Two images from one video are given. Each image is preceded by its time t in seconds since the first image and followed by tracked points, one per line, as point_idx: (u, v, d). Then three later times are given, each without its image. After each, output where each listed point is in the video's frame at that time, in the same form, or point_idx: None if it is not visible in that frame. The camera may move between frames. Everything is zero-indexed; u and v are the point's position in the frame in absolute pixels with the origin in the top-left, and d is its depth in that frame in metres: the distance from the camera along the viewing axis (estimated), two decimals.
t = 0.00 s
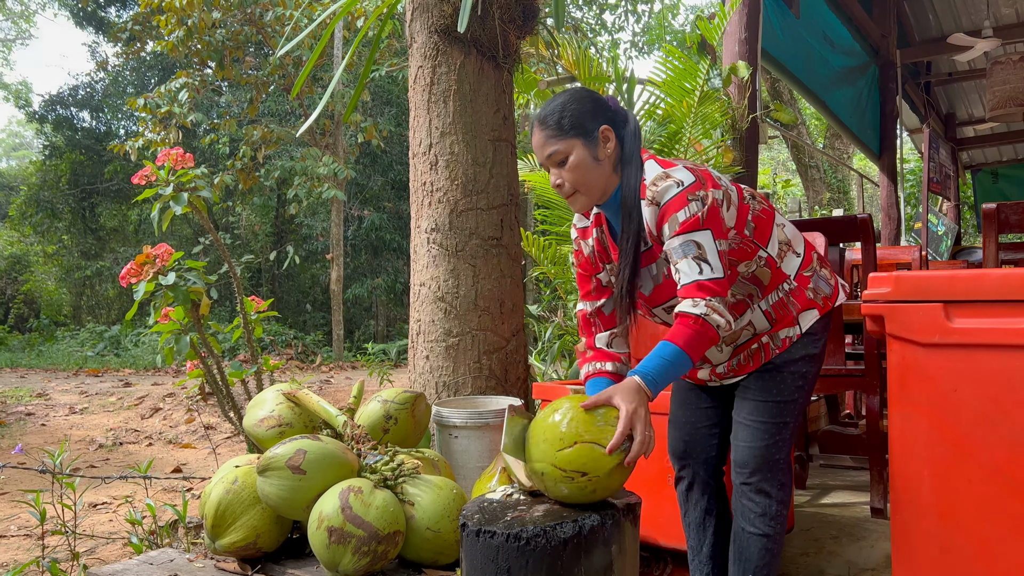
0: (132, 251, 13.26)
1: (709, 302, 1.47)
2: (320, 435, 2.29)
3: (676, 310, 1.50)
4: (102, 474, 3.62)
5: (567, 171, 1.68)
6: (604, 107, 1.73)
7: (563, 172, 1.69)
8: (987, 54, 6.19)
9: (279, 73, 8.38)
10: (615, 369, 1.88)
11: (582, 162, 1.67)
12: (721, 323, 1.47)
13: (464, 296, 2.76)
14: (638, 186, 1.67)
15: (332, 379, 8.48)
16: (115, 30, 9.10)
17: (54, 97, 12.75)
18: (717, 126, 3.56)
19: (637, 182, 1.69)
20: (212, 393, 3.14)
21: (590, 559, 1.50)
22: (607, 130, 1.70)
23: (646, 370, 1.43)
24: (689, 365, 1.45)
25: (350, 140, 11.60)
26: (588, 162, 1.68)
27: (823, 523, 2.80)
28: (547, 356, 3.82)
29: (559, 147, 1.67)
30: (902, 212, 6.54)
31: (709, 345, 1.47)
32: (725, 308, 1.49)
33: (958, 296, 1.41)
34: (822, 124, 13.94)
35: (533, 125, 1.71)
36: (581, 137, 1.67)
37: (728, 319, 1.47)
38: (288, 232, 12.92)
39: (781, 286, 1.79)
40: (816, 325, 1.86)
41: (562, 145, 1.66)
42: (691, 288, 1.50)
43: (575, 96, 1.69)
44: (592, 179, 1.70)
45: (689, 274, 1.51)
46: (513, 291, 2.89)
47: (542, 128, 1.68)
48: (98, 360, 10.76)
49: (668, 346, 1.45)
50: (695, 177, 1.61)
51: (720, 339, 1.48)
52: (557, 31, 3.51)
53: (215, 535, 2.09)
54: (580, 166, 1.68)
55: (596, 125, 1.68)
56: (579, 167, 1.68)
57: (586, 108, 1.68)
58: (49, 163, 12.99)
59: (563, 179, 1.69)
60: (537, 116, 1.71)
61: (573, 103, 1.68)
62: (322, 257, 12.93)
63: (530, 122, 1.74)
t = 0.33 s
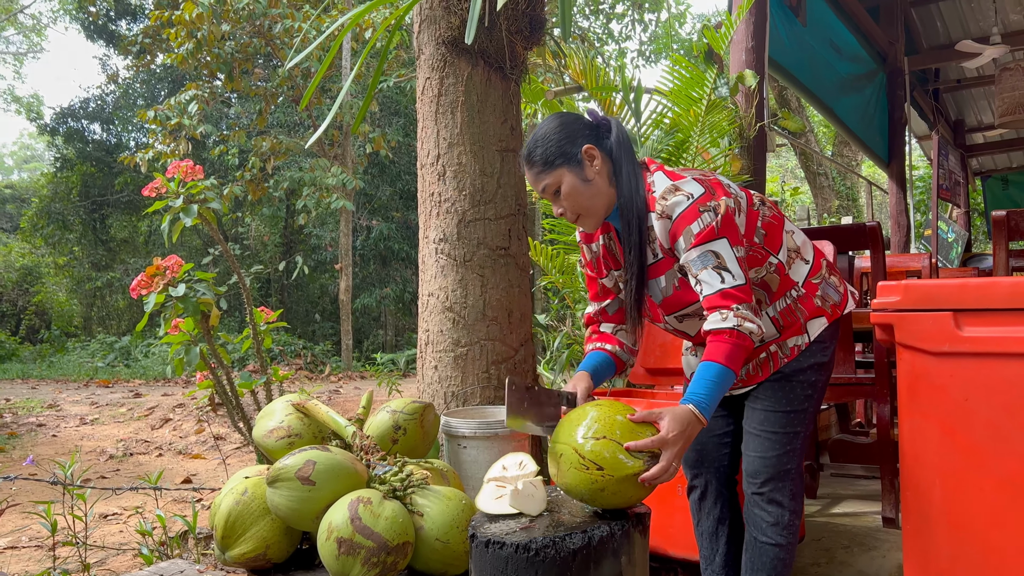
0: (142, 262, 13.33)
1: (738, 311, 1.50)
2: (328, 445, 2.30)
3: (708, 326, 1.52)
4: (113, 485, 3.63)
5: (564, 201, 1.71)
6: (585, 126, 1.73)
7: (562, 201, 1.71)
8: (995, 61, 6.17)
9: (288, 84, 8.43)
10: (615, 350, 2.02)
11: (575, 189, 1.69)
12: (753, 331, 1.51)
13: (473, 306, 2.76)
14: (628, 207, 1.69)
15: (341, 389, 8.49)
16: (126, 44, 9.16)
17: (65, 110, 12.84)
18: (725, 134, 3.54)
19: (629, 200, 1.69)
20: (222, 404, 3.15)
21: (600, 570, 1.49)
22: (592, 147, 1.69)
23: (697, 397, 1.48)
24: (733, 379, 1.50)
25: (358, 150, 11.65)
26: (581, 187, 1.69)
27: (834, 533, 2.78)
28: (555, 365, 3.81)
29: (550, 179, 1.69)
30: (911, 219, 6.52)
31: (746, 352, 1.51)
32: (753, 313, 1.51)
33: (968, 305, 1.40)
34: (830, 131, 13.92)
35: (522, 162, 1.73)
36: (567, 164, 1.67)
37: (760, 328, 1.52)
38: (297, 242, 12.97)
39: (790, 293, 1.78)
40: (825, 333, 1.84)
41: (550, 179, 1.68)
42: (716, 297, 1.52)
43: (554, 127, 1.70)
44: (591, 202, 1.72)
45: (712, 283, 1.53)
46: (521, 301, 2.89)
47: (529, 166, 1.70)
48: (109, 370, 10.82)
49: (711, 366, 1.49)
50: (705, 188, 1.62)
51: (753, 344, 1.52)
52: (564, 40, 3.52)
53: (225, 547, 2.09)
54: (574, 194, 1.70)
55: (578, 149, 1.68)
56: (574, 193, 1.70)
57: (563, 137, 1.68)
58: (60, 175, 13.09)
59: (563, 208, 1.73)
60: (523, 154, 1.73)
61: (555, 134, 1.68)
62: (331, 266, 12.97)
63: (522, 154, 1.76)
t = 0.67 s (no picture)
0: (152, 275, 13.38)
1: (757, 324, 1.50)
2: (339, 458, 2.30)
3: (725, 338, 1.52)
4: (125, 499, 3.64)
5: (577, 212, 1.73)
6: (598, 137, 1.73)
7: (576, 213, 1.73)
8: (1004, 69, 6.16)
9: (297, 98, 8.48)
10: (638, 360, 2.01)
11: (588, 202, 1.70)
12: (772, 343, 1.50)
13: (482, 318, 2.76)
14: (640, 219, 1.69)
15: (351, 401, 8.50)
16: (136, 59, 9.23)
17: (76, 124, 12.94)
18: (733, 145, 3.55)
19: (642, 213, 1.69)
20: (232, 418, 3.16)
21: None
22: (607, 158, 1.70)
23: (712, 407, 1.47)
24: (748, 392, 1.50)
25: (367, 162, 11.69)
26: (594, 199, 1.70)
27: (846, 544, 2.76)
28: (564, 376, 3.81)
29: (564, 191, 1.70)
30: (920, 228, 6.50)
31: (763, 367, 1.50)
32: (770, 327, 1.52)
33: (979, 313, 1.40)
34: (839, 141, 13.92)
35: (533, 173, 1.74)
36: (581, 176, 1.68)
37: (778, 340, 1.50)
38: (306, 253, 13.02)
39: (802, 304, 1.78)
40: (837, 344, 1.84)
41: (563, 191, 1.70)
42: (734, 312, 1.53)
43: (566, 138, 1.71)
44: (604, 213, 1.73)
45: (730, 298, 1.54)
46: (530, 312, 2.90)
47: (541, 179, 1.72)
48: (119, 383, 10.85)
49: (727, 378, 1.48)
50: (723, 201, 1.64)
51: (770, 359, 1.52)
52: (571, 53, 3.53)
53: (236, 560, 2.09)
54: (588, 205, 1.71)
55: (592, 161, 1.69)
56: (587, 205, 1.71)
57: (576, 150, 1.69)
58: (71, 189, 13.20)
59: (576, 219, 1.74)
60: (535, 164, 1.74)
61: (569, 146, 1.69)
62: (339, 278, 13.00)
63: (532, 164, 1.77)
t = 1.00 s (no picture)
0: (156, 265, 13.41)
1: (725, 299, 1.41)
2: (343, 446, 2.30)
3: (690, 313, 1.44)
4: (131, 487, 3.66)
5: (569, 206, 1.69)
6: (588, 133, 1.72)
7: (567, 208, 1.69)
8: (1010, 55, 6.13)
9: (300, 86, 8.46)
10: (637, 364, 1.90)
11: (581, 196, 1.67)
12: (740, 321, 1.40)
13: (485, 305, 2.76)
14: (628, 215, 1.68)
15: (356, 389, 8.54)
16: (139, 48, 9.21)
17: (80, 114, 12.93)
18: (737, 132, 3.54)
19: (630, 210, 1.68)
20: (237, 406, 3.17)
21: (616, 569, 1.49)
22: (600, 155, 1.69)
23: (663, 372, 1.39)
24: (712, 365, 1.40)
25: (370, 151, 11.69)
26: (588, 192, 1.67)
27: (851, 531, 2.76)
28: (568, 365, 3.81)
29: (555, 185, 1.67)
30: (926, 216, 6.48)
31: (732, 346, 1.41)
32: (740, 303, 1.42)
33: (985, 299, 1.39)
34: (844, 127, 13.86)
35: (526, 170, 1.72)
36: (573, 171, 1.66)
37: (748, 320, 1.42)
38: (310, 243, 13.03)
39: (797, 289, 1.77)
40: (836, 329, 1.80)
41: (556, 185, 1.66)
42: (704, 288, 1.44)
43: (559, 133, 1.68)
44: (595, 209, 1.70)
45: (701, 275, 1.46)
46: (534, 300, 2.89)
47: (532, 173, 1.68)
48: (125, 373, 10.90)
49: (689, 345, 1.40)
50: (698, 188, 1.60)
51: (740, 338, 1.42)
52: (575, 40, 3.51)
53: (242, 547, 2.10)
54: (580, 199, 1.68)
55: (585, 156, 1.67)
56: (580, 200, 1.68)
57: (566, 144, 1.67)
58: (75, 180, 13.21)
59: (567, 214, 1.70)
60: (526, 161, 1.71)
61: (561, 141, 1.67)
62: (343, 268, 13.02)
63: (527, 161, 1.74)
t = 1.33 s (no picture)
0: (155, 258, 13.41)
1: (744, 256, 1.49)
2: (343, 438, 2.30)
3: (711, 269, 1.51)
4: (131, 480, 3.68)
5: (661, 92, 1.66)
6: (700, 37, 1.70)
7: (657, 92, 1.66)
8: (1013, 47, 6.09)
9: (299, 79, 8.43)
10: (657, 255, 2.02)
11: (679, 87, 1.66)
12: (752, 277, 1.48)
13: (485, 298, 2.76)
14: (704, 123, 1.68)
15: (355, 382, 8.55)
16: (137, 40, 9.17)
17: (78, 106, 12.90)
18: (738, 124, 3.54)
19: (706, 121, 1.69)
20: (236, 398, 3.17)
21: (615, 561, 1.49)
22: (706, 58, 1.69)
23: (692, 338, 1.43)
24: (725, 325, 1.47)
25: (370, 143, 11.67)
26: (684, 87, 1.67)
27: (849, 523, 2.77)
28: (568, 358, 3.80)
29: (663, 65, 1.63)
30: (925, 209, 6.48)
31: (742, 300, 1.48)
32: (757, 263, 1.51)
33: (986, 293, 1.40)
34: (844, 120, 13.84)
35: (634, 35, 1.64)
36: (684, 62, 1.64)
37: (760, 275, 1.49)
38: (309, 235, 13.02)
39: (792, 273, 1.77)
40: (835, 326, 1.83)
41: (663, 66, 1.63)
42: (730, 239, 1.52)
43: (686, 20, 1.64)
44: (676, 103, 1.68)
45: (729, 225, 1.54)
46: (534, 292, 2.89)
47: (646, 43, 1.62)
48: (124, 365, 10.92)
49: (707, 309, 1.47)
50: (758, 137, 1.63)
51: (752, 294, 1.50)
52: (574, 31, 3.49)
53: (242, 539, 2.10)
54: (676, 90, 1.66)
55: (698, 53, 1.67)
56: (675, 90, 1.66)
57: (689, 33, 1.64)
58: (73, 172, 13.19)
59: (655, 98, 1.66)
60: (637, 27, 1.65)
61: (687, 28, 1.63)
62: (343, 260, 13.02)
63: (627, 28, 1.67)
